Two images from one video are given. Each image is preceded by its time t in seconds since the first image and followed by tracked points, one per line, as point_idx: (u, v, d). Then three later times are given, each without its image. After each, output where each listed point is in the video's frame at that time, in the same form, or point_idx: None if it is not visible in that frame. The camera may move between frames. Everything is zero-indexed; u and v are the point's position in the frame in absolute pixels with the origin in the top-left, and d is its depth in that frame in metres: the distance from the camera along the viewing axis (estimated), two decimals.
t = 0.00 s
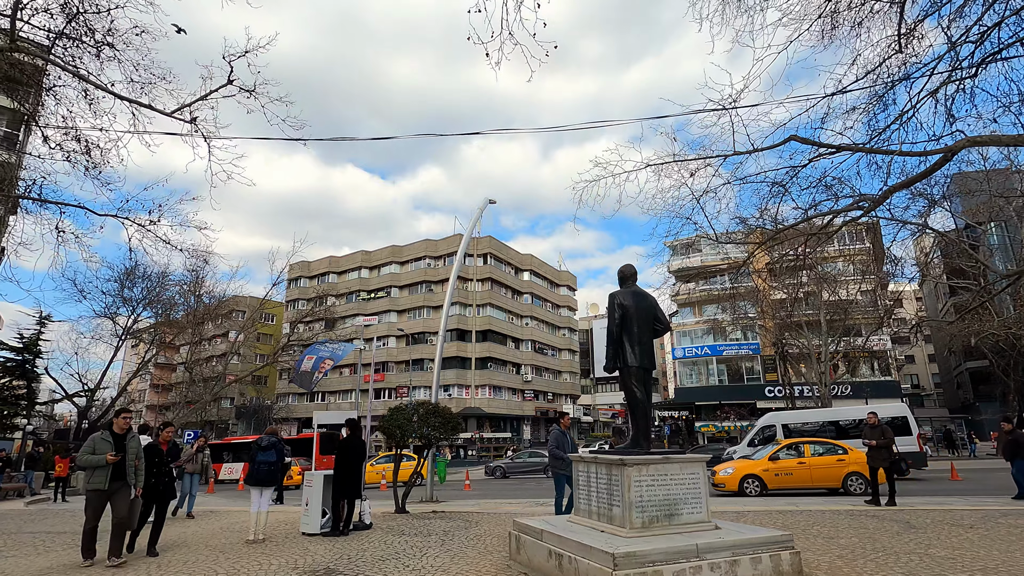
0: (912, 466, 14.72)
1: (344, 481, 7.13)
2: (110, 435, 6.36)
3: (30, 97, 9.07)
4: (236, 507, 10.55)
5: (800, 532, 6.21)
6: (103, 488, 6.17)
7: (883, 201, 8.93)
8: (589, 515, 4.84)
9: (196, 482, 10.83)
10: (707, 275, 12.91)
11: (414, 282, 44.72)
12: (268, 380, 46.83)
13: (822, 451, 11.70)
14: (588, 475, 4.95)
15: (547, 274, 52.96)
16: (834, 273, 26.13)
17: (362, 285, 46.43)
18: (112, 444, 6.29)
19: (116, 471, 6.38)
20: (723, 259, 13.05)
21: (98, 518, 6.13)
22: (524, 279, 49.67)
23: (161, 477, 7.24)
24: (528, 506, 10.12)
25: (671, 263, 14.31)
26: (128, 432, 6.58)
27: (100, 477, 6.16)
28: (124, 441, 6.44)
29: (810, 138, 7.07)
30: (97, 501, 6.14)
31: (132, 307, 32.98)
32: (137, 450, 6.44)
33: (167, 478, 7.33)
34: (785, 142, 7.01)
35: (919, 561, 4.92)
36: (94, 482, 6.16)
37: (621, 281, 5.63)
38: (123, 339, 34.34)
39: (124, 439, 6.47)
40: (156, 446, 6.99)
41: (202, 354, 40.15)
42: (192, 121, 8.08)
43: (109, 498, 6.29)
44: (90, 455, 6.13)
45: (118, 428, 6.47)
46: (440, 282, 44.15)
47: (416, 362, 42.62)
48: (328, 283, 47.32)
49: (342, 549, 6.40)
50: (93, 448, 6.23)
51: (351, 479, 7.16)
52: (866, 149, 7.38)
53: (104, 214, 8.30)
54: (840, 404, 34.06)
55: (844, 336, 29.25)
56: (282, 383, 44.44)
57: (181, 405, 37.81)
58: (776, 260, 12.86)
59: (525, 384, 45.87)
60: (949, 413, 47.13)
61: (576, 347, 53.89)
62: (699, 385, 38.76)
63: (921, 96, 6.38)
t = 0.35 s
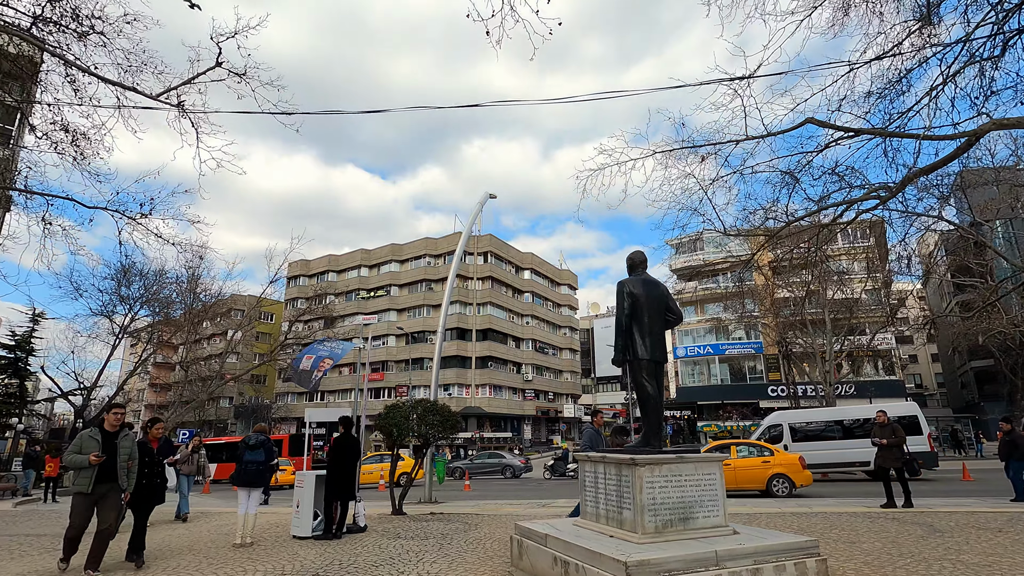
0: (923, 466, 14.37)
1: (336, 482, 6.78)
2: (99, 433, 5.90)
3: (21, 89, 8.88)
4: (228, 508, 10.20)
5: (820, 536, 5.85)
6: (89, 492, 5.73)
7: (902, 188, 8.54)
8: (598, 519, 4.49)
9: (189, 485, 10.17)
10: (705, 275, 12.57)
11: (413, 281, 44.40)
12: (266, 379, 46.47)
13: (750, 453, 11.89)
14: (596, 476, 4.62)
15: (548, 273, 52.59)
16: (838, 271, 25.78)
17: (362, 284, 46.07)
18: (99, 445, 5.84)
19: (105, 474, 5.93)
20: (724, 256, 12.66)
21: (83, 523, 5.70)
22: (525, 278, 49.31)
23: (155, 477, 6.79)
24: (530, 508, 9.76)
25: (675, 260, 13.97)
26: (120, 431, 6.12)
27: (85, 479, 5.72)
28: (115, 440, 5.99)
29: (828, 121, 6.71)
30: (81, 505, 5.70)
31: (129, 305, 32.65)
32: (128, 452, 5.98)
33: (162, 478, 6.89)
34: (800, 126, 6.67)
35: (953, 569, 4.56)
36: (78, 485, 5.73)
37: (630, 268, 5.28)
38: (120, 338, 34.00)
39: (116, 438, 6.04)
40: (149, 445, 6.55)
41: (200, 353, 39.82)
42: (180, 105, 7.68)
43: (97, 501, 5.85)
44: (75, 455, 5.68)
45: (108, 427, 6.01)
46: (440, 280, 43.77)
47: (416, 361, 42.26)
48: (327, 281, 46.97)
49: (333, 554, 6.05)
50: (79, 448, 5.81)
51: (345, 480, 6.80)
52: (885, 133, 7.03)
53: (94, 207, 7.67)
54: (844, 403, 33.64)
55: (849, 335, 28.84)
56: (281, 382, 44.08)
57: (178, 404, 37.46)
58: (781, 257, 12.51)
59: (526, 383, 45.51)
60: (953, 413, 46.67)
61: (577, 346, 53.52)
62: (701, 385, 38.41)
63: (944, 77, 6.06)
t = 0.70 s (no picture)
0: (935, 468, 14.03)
1: (331, 487, 6.43)
2: (82, 437, 5.45)
3: (6, 81, 8.69)
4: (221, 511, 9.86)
5: (844, 545, 5.51)
6: (77, 502, 5.26)
7: (923, 179, 8.17)
8: (611, 528, 4.15)
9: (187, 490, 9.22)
10: (711, 273, 12.22)
11: (414, 280, 44.10)
12: (266, 378, 46.15)
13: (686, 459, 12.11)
14: (609, 484, 4.26)
15: (549, 272, 52.23)
16: (845, 269, 25.42)
17: (362, 283, 45.75)
18: (80, 447, 5.36)
19: (92, 480, 5.41)
20: (732, 252, 12.29)
21: (69, 535, 5.17)
22: (526, 277, 48.94)
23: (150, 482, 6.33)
24: (534, 512, 9.42)
25: (681, 257, 13.61)
26: (106, 433, 5.63)
27: (67, 487, 5.21)
28: (100, 443, 5.54)
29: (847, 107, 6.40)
30: (64, 516, 5.18)
31: (127, 304, 32.33)
32: (115, 455, 5.49)
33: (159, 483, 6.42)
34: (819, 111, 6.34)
35: None
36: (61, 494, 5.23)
37: (642, 259, 4.92)
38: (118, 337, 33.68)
39: (101, 440, 5.55)
40: (139, 447, 6.09)
41: (200, 353, 39.48)
42: (168, 89, 7.43)
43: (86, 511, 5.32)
44: (56, 461, 5.21)
45: (92, 430, 5.55)
46: (441, 279, 43.39)
47: (417, 361, 41.93)
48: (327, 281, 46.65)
49: (327, 562, 5.72)
50: (60, 453, 5.32)
51: (339, 485, 6.45)
52: (909, 118, 6.65)
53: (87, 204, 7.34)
54: (849, 404, 33.27)
55: (853, 334, 28.51)
56: (281, 382, 43.78)
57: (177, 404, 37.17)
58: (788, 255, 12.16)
59: (528, 383, 45.20)
60: (958, 413, 46.25)
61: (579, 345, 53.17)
62: (704, 385, 38.06)
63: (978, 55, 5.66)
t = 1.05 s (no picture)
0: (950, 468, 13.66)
1: (325, 486, 6.10)
2: (62, 431, 4.69)
3: None
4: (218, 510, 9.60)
5: (871, 548, 5.18)
6: (57, 506, 4.56)
7: (948, 164, 7.73)
8: (627, 531, 3.81)
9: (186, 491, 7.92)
10: (718, 269, 11.88)
11: (415, 278, 43.79)
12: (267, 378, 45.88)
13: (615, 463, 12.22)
14: (623, 482, 3.92)
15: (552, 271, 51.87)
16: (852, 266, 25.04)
17: (363, 282, 45.46)
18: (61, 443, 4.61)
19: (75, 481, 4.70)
20: (741, 244, 11.93)
21: (49, 544, 4.48)
22: (528, 275, 48.57)
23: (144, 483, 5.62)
24: (539, 513, 9.07)
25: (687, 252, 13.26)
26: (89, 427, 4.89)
27: (46, 489, 4.49)
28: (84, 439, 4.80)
29: (869, 85, 6.03)
30: (41, 523, 4.48)
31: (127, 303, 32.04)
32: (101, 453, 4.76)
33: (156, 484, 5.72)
34: (840, 90, 5.96)
35: None
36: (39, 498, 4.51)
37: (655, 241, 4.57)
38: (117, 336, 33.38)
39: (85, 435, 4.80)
40: (129, 446, 5.38)
41: (200, 352, 39.19)
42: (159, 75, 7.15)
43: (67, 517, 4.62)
44: (32, 460, 4.47)
45: (73, 424, 4.81)
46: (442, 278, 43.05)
47: (418, 359, 41.60)
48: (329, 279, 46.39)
49: (322, 566, 5.39)
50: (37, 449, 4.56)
51: (333, 484, 6.13)
52: (938, 96, 6.23)
53: (73, 194, 6.96)
54: (855, 403, 32.83)
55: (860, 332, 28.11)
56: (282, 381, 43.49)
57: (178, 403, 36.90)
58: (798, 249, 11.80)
59: (530, 382, 44.86)
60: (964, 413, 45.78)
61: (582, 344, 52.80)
62: (708, 383, 37.67)
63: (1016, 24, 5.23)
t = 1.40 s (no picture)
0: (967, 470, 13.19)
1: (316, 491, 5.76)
2: (34, 437, 4.10)
3: None
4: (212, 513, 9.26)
5: (905, 562, 4.81)
6: (26, 524, 3.94)
7: (977, 150, 7.25)
8: (646, 547, 3.43)
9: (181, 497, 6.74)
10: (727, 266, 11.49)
11: (416, 277, 43.42)
12: (269, 378, 45.62)
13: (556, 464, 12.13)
14: (642, 492, 3.55)
15: (555, 270, 51.42)
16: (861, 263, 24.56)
17: (365, 280, 45.16)
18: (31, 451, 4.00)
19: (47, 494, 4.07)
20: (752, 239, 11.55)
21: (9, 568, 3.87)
22: (531, 274, 48.17)
23: (133, 490, 4.80)
24: (544, 518, 8.71)
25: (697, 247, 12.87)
26: (69, 433, 4.29)
27: (14, 502, 3.91)
28: (61, 446, 4.20)
29: (897, 63, 5.62)
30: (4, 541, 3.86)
31: (126, 301, 31.72)
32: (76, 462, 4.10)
33: (145, 491, 4.86)
34: (867, 69, 5.55)
35: None
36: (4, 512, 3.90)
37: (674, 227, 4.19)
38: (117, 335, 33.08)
39: (63, 441, 4.22)
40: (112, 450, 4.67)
41: (202, 351, 38.88)
42: (147, 60, 6.84)
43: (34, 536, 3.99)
44: None
45: (51, 428, 4.19)
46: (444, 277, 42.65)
47: (420, 359, 41.25)
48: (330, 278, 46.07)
49: None
50: (5, 456, 3.98)
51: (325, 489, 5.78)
52: (973, 73, 5.76)
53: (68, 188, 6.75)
54: (863, 403, 32.19)
55: (869, 330, 27.54)
56: (283, 381, 43.20)
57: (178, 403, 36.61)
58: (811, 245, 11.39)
59: (533, 382, 44.46)
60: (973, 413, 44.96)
61: (585, 344, 52.36)
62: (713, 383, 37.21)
63: None
